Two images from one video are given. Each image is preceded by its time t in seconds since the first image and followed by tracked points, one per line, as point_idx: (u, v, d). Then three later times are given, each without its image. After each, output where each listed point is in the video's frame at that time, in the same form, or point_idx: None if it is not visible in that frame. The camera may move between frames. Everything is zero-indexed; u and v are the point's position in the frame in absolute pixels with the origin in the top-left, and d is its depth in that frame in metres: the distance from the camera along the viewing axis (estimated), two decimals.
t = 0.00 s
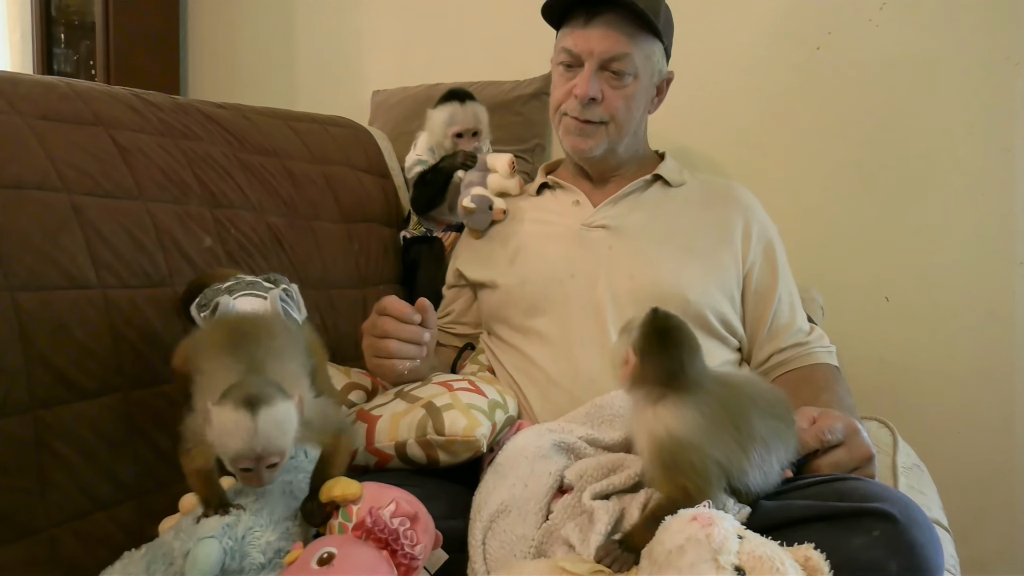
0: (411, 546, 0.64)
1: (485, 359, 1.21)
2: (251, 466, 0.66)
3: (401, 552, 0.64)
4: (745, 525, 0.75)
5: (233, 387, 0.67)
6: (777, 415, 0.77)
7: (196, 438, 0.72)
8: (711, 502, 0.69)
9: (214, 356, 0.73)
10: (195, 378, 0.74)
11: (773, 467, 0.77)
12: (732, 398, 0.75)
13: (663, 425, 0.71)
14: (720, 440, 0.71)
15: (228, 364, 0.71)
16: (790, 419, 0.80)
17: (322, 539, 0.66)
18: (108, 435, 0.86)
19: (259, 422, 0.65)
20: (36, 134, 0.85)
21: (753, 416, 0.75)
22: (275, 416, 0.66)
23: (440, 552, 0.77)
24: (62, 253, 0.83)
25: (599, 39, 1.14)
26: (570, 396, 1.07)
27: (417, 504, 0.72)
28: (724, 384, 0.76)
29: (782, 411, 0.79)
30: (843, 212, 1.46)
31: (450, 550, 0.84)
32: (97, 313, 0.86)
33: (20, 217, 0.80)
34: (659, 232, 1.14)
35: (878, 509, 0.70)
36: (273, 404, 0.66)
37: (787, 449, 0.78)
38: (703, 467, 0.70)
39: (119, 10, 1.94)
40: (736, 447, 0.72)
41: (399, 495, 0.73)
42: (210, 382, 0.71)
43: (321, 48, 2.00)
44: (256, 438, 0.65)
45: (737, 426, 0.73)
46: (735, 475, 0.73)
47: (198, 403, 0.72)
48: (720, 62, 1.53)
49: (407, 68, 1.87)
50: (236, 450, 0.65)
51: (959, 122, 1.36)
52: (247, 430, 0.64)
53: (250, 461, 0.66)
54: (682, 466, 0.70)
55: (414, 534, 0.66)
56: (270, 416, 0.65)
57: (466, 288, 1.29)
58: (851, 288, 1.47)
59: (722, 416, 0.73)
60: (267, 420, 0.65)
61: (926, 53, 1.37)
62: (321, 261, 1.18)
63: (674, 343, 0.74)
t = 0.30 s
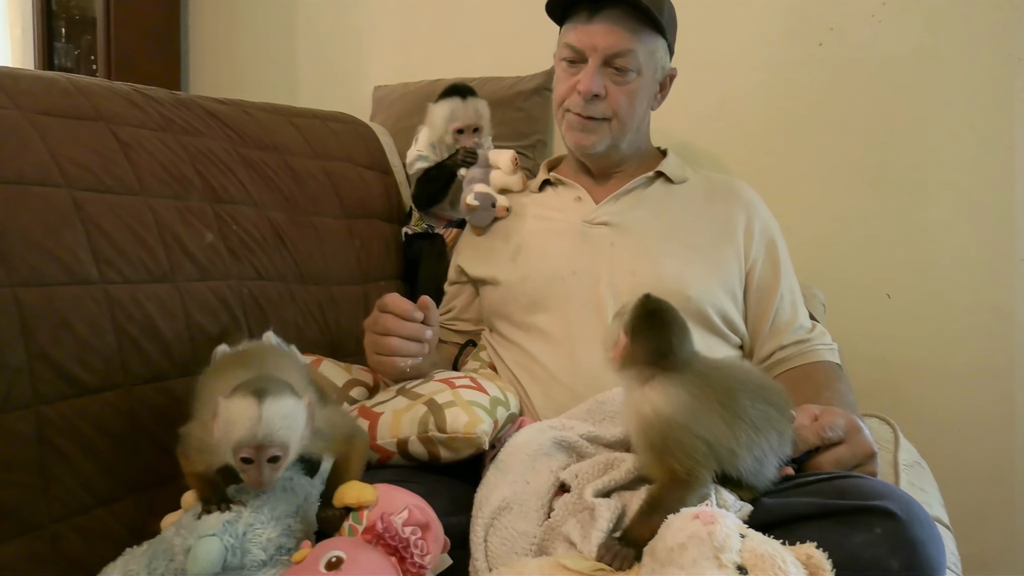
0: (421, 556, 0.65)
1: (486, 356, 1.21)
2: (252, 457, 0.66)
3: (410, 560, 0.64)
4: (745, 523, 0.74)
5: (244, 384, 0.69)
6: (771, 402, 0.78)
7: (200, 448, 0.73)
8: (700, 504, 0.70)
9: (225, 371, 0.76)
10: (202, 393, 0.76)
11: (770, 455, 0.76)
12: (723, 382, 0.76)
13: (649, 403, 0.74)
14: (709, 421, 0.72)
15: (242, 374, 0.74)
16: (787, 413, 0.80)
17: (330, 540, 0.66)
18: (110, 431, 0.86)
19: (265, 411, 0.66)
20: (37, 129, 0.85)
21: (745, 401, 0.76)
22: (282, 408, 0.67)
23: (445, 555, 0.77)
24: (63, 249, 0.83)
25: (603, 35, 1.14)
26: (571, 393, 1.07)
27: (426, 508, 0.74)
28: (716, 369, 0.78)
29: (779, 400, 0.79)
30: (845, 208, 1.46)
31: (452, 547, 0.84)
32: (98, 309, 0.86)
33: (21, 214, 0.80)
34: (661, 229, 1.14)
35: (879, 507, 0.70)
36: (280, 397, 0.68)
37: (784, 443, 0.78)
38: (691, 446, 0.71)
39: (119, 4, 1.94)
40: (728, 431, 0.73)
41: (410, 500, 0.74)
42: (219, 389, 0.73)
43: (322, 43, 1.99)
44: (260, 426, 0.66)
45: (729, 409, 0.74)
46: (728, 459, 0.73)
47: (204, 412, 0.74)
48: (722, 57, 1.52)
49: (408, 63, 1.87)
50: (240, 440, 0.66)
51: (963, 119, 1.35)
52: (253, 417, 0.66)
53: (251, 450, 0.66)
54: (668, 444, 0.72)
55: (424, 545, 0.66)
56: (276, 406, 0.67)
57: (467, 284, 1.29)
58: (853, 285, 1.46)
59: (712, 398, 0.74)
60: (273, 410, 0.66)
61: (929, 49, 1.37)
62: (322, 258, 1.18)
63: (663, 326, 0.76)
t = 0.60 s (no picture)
0: (429, 556, 0.64)
1: (494, 358, 1.21)
2: (286, 449, 0.69)
3: (419, 559, 0.64)
4: (755, 526, 0.74)
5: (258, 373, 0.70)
6: (777, 404, 0.78)
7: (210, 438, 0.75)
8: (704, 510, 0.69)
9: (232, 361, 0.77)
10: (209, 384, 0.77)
11: (776, 457, 0.76)
12: (729, 384, 0.75)
13: (656, 404, 0.74)
14: (716, 423, 0.72)
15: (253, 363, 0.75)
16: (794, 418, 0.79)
17: (339, 542, 0.66)
18: (119, 432, 0.86)
19: (296, 409, 0.67)
20: (48, 131, 0.85)
21: (751, 403, 0.75)
22: (307, 400, 0.69)
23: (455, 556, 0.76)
24: (73, 250, 0.83)
25: (612, 36, 1.13)
26: (580, 394, 1.07)
27: (436, 511, 0.73)
28: (722, 371, 0.77)
29: (785, 403, 0.79)
30: (854, 210, 1.45)
31: (461, 549, 0.84)
32: (108, 310, 0.86)
33: (32, 217, 0.80)
34: (669, 231, 1.14)
35: (892, 511, 0.69)
36: (304, 390, 0.69)
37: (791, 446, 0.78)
38: (698, 448, 0.71)
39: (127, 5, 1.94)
40: (735, 433, 0.72)
41: (418, 501, 0.73)
42: (231, 379, 0.75)
43: (329, 44, 2.00)
44: (293, 422, 0.68)
45: (735, 411, 0.74)
46: (734, 461, 0.73)
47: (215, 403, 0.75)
48: (730, 58, 1.52)
49: (415, 64, 1.87)
50: (270, 435, 0.68)
51: (974, 120, 1.34)
52: (285, 417, 0.67)
53: (286, 445, 0.69)
54: (675, 445, 0.72)
55: (433, 544, 0.65)
56: (303, 401, 0.68)
57: (475, 285, 1.29)
58: (861, 287, 1.46)
59: (720, 400, 0.73)
60: (301, 405, 0.68)
61: (938, 51, 1.36)
62: (330, 258, 1.18)
63: (671, 327, 0.75)
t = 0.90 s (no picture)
0: (426, 541, 0.64)
1: (496, 356, 1.21)
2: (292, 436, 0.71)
3: (416, 545, 0.64)
4: (757, 524, 0.75)
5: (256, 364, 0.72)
6: (778, 402, 0.78)
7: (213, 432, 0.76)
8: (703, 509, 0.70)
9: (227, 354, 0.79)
10: (207, 378, 0.79)
11: (778, 455, 0.76)
12: (732, 382, 0.75)
13: (657, 402, 0.74)
14: (717, 422, 0.72)
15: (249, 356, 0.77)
16: (796, 418, 0.79)
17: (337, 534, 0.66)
18: (122, 429, 0.86)
19: (303, 396, 0.70)
20: (51, 127, 0.85)
21: (753, 402, 0.75)
22: (311, 387, 0.72)
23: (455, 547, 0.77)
24: (77, 247, 0.83)
25: (615, 34, 1.13)
26: (581, 393, 1.07)
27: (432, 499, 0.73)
28: (724, 370, 0.77)
29: (788, 402, 0.79)
30: (856, 209, 1.45)
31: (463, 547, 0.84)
32: (111, 307, 0.86)
33: (35, 213, 0.80)
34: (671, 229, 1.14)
35: (894, 510, 0.69)
36: (307, 377, 0.72)
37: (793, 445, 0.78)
38: (699, 445, 0.71)
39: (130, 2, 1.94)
40: (736, 431, 0.73)
41: (414, 490, 0.73)
42: (230, 372, 0.76)
43: (331, 41, 2.00)
44: (301, 410, 0.70)
45: (737, 409, 0.74)
46: (735, 459, 0.73)
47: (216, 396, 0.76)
48: (733, 57, 1.52)
49: (417, 62, 1.87)
50: (279, 423, 0.70)
51: (977, 120, 1.34)
52: (294, 404, 0.69)
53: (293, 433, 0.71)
54: (676, 443, 0.72)
55: (429, 530, 0.65)
56: (308, 388, 0.71)
57: (477, 284, 1.29)
58: (863, 287, 1.46)
59: (721, 398, 0.73)
60: (307, 392, 0.71)
61: (942, 50, 1.36)
62: (333, 256, 1.18)
63: (673, 326, 0.75)
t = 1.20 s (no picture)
0: (420, 523, 0.65)
1: (497, 355, 1.21)
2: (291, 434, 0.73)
3: (410, 529, 0.64)
4: (757, 524, 0.75)
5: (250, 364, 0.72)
6: (779, 404, 0.78)
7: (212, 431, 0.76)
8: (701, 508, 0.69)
9: (222, 353, 0.79)
10: (204, 378, 0.79)
11: (778, 455, 0.76)
12: (732, 383, 0.75)
13: (657, 402, 0.74)
14: (717, 422, 0.72)
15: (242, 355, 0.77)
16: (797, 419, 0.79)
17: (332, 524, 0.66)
18: (125, 427, 0.86)
19: (300, 400, 0.71)
20: (56, 125, 0.86)
21: (753, 402, 0.75)
22: (306, 389, 0.73)
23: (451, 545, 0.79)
24: (80, 245, 0.84)
25: (617, 35, 1.13)
26: (582, 392, 1.07)
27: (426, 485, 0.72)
28: (725, 371, 0.78)
29: (789, 403, 0.79)
30: (858, 210, 1.45)
31: (463, 546, 0.85)
32: (114, 304, 0.86)
33: (40, 210, 0.80)
34: (673, 230, 1.14)
35: (894, 511, 0.69)
36: (301, 379, 0.72)
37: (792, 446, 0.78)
38: (699, 446, 0.71)
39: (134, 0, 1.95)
40: (736, 431, 0.73)
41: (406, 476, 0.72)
42: (227, 371, 0.76)
43: (334, 41, 2.00)
44: (299, 413, 0.71)
45: (737, 410, 0.74)
46: (735, 459, 0.73)
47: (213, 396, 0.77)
48: (735, 58, 1.52)
49: (420, 61, 1.87)
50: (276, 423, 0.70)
51: (979, 121, 1.34)
52: (292, 409, 0.71)
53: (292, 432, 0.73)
54: (676, 443, 0.72)
55: (423, 511, 0.66)
56: (304, 391, 0.72)
57: (479, 283, 1.29)
58: (864, 288, 1.46)
59: (722, 399, 0.73)
60: (303, 395, 0.72)
61: (944, 51, 1.36)
62: (335, 255, 1.19)
63: (674, 327, 0.75)
